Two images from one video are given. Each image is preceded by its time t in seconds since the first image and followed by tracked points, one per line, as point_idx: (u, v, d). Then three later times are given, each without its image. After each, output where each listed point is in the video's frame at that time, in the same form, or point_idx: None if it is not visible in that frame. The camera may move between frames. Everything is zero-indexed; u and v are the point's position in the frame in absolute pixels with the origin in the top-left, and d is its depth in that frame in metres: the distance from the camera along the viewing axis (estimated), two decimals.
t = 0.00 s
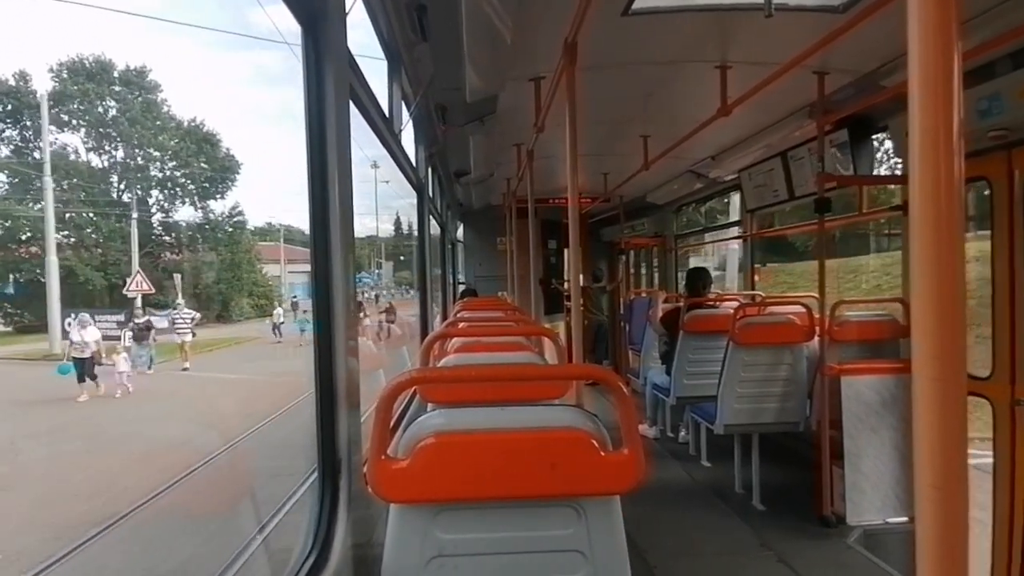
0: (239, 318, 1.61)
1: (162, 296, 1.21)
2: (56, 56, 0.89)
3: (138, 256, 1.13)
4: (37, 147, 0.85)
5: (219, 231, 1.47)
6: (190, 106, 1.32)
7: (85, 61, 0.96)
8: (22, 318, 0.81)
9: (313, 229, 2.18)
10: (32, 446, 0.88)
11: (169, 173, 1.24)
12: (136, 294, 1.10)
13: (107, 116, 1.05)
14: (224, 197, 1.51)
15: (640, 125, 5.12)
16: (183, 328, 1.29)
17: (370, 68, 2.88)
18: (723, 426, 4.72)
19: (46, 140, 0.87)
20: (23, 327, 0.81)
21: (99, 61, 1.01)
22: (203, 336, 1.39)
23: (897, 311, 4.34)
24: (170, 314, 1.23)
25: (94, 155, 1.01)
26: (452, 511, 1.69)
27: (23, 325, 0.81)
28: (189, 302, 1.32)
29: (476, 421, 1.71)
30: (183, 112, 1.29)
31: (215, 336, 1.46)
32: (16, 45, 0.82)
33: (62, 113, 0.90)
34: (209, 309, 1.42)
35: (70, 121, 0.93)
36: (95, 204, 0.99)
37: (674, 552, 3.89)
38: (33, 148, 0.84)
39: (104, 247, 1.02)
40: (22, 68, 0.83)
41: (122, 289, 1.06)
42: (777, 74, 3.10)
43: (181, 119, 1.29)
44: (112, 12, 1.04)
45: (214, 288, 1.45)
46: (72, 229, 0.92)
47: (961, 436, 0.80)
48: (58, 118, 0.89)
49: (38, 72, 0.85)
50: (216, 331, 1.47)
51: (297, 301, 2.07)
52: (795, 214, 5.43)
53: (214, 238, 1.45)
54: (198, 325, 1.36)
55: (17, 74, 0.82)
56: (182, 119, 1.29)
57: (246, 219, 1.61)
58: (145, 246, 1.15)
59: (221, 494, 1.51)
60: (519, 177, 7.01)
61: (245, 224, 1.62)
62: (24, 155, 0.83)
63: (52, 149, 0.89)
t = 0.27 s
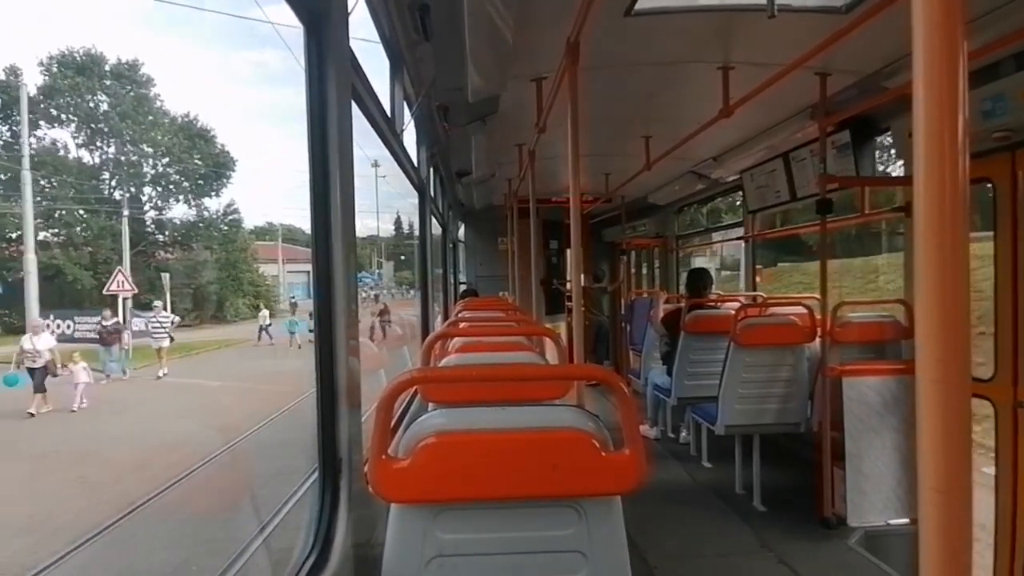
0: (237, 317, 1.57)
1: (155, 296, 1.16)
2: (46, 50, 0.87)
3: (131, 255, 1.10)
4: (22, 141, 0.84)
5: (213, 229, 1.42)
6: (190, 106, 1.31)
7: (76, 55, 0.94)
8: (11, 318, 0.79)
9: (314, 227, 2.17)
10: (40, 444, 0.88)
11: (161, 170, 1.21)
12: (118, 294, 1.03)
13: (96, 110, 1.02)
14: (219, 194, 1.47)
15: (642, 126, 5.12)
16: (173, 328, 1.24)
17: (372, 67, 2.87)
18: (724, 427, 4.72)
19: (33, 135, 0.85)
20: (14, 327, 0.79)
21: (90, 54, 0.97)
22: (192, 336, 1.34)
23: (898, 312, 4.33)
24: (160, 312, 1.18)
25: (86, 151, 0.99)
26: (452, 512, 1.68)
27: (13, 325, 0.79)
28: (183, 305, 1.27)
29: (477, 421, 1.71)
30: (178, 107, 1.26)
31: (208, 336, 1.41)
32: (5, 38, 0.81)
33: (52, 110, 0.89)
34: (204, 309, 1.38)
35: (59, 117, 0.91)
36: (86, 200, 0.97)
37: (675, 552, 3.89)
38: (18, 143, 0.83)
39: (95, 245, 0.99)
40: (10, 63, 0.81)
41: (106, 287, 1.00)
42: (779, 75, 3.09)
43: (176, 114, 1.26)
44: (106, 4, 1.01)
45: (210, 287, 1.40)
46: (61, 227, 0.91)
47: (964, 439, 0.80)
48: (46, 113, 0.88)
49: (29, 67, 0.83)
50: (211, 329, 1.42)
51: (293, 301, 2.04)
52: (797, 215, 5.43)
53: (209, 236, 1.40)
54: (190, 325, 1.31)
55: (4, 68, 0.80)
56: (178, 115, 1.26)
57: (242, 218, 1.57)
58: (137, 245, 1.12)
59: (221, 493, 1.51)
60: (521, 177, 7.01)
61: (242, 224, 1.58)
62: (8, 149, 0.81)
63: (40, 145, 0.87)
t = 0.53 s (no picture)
0: (230, 317, 1.53)
1: (142, 298, 1.12)
2: (34, 44, 0.84)
3: (120, 254, 1.06)
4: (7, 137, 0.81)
5: (203, 228, 1.38)
6: (190, 108, 1.31)
7: (65, 49, 0.91)
8: None
9: (313, 227, 2.17)
10: (38, 442, 0.88)
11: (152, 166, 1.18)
12: (95, 295, 0.96)
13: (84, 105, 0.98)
14: (212, 192, 1.43)
15: (643, 126, 5.12)
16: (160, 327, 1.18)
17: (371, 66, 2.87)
18: (724, 428, 4.72)
19: (18, 132, 0.83)
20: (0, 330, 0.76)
21: (79, 48, 0.94)
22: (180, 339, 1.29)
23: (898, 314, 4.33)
24: (143, 315, 1.12)
25: (74, 148, 0.96)
26: (451, 512, 1.68)
27: None
28: (174, 305, 1.23)
29: (476, 421, 1.71)
30: (167, 102, 1.22)
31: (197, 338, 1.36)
32: None
33: (39, 105, 0.86)
34: (195, 311, 1.33)
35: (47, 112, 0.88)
36: (75, 197, 0.94)
37: (674, 553, 3.89)
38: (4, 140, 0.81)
39: (83, 244, 0.96)
40: None
41: (82, 289, 0.94)
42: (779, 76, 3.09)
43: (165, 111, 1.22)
44: None
45: (202, 287, 1.36)
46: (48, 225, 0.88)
47: (962, 442, 0.80)
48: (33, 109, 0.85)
49: (16, 61, 0.81)
50: (201, 331, 1.37)
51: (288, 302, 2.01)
52: (796, 216, 5.42)
53: (200, 236, 1.36)
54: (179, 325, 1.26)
55: None
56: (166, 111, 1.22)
57: (236, 215, 1.52)
58: (127, 245, 1.09)
59: (219, 492, 1.51)
60: (521, 178, 7.00)
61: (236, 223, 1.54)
62: None
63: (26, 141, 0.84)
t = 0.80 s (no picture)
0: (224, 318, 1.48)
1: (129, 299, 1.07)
2: (18, 36, 0.81)
3: (106, 252, 1.02)
4: None
5: (196, 226, 1.33)
6: (190, 108, 1.31)
7: (50, 41, 0.88)
8: None
9: (314, 228, 2.17)
10: (40, 442, 0.89)
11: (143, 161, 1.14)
12: (69, 294, 0.90)
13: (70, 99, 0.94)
14: (204, 190, 1.39)
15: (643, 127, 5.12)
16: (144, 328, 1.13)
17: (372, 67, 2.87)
18: (723, 429, 4.72)
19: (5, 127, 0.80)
20: None
21: (66, 40, 0.91)
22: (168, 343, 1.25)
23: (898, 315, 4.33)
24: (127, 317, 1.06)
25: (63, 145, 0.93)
26: (451, 513, 1.68)
27: None
28: (163, 305, 1.20)
29: (476, 422, 1.71)
30: (155, 96, 1.18)
31: (185, 342, 1.32)
32: None
33: (27, 99, 0.83)
34: (184, 313, 1.29)
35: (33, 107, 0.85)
36: (63, 194, 0.91)
37: (673, 554, 3.90)
38: None
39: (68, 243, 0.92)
40: None
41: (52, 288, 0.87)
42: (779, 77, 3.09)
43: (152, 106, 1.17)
44: None
45: (191, 288, 1.31)
46: (34, 224, 0.85)
47: (961, 443, 0.80)
48: (18, 104, 0.82)
49: None
50: (188, 335, 1.33)
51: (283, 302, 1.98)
52: (796, 217, 5.43)
53: (192, 235, 1.31)
54: (164, 329, 1.22)
55: None
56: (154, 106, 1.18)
57: (229, 214, 1.50)
58: (117, 243, 1.05)
59: (220, 493, 1.51)
60: (521, 178, 7.01)
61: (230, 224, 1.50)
62: None
63: (13, 136, 0.81)
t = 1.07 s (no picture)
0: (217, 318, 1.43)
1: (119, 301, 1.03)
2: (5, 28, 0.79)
3: (95, 252, 0.98)
4: None
5: (187, 224, 1.30)
6: (191, 111, 1.32)
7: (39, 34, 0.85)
8: None
9: (314, 228, 2.17)
10: (43, 440, 0.89)
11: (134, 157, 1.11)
12: (40, 296, 0.84)
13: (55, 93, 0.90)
14: (197, 186, 1.37)
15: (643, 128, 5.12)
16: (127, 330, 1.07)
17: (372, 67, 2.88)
18: (723, 429, 4.73)
19: None
20: None
21: (55, 33, 0.88)
22: (155, 344, 1.20)
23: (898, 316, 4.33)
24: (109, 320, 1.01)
25: (54, 142, 0.90)
26: (451, 512, 1.69)
27: None
28: (151, 305, 1.16)
29: (476, 422, 1.72)
30: (143, 90, 1.15)
31: (173, 343, 1.27)
32: None
33: (13, 93, 0.82)
34: (174, 313, 1.24)
35: (19, 103, 0.83)
36: (52, 191, 0.88)
37: (673, 554, 3.90)
38: None
39: (56, 241, 0.89)
40: None
41: (24, 290, 0.82)
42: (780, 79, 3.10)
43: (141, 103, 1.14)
44: None
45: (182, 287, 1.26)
46: (17, 220, 0.82)
47: (960, 444, 0.80)
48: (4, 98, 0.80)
49: None
50: (178, 335, 1.28)
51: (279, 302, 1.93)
52: (797, 217, 5.43)
53: (183, 233, 1.28)
54: (150, 330, 1.17)
55: None
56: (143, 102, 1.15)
57: (223, 211, 1.47)
58: (107, 243, 1.02)
59: (220, 492, 1.52)
60: (522, 179, 7.01)
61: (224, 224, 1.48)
62: None
63: None
